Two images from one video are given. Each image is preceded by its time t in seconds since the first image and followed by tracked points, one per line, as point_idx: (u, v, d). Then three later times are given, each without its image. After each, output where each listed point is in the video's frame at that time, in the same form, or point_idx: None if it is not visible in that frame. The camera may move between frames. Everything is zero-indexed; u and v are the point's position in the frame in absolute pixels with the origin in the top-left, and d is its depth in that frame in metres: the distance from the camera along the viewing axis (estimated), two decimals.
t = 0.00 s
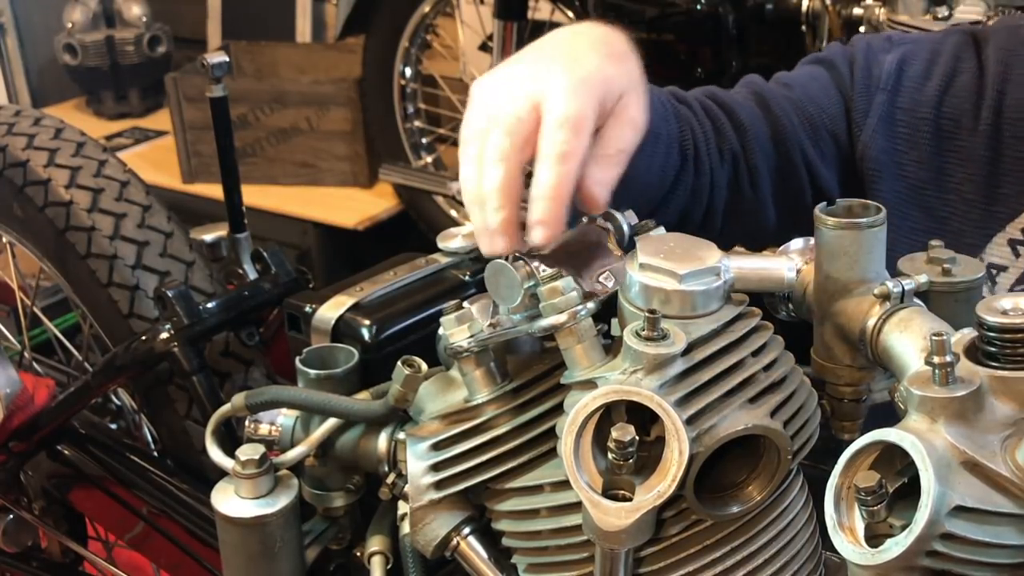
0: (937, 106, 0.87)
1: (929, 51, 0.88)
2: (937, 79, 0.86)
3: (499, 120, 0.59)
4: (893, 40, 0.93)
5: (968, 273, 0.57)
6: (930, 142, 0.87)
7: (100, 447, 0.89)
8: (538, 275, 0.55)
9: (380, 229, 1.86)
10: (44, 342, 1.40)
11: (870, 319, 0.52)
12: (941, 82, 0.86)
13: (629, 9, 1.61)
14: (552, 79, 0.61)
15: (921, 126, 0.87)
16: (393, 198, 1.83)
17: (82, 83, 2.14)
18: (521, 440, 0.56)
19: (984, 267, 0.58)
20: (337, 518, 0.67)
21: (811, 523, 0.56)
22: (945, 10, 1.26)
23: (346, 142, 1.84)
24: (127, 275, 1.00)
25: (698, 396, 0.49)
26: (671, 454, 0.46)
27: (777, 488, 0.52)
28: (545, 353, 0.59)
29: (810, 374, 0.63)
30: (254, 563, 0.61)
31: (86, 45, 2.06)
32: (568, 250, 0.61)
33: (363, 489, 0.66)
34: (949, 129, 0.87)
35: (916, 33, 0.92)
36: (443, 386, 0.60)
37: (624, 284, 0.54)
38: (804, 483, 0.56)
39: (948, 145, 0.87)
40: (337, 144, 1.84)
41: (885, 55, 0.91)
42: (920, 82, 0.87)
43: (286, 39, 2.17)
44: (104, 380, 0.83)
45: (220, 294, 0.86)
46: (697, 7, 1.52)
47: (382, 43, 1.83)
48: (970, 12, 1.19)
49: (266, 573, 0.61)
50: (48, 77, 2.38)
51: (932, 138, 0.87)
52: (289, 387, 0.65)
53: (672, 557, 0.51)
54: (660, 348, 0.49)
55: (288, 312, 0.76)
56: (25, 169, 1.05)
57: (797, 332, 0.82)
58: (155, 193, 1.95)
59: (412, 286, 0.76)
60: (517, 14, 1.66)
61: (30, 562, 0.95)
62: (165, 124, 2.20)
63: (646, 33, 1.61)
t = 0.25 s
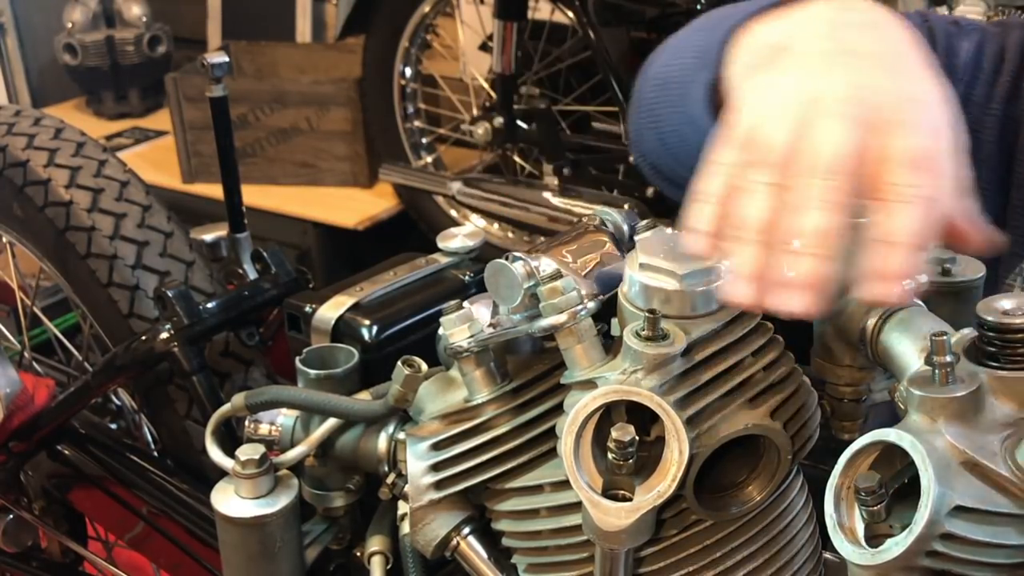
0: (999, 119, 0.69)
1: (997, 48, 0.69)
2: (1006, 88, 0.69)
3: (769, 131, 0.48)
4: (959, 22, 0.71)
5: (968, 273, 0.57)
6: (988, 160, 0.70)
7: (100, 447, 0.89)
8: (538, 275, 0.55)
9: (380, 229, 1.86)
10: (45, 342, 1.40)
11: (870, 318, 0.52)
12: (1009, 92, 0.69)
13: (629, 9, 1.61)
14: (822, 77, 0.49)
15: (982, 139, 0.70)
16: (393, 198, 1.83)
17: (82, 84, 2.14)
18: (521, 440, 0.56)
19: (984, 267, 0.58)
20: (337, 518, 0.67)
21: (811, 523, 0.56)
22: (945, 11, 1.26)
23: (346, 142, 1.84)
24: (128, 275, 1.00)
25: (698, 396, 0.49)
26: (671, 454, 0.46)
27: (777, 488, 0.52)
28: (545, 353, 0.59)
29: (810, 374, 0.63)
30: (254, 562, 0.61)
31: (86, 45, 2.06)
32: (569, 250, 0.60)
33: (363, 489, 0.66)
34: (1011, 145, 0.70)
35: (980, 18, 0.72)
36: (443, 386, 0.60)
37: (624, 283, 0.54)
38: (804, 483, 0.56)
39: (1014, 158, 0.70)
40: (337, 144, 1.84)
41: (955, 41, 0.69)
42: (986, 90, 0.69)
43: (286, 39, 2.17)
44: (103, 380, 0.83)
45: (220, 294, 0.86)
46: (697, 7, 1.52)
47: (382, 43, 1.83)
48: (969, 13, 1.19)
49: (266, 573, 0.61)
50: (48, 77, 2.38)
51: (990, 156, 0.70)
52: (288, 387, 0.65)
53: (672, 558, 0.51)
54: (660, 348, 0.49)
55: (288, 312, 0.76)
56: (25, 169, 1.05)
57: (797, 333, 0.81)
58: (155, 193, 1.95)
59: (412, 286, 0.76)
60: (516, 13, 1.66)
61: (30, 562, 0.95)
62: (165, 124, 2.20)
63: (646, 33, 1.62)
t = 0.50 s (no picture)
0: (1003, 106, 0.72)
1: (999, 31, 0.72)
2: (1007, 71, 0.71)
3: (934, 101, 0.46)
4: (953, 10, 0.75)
5: (968, 273, 0.57)
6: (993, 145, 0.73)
7: (100, 447, 0.89)
8: (538, 275, 0.55)
9: (380, 229, 1.86)
10: (45, 342, 1.40)
11: (870, 318, 0.52)
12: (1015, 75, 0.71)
13: (629, 9, 1.60)
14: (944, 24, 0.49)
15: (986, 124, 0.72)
16: (393, 198, 1.83)
17: (82, 83, 2.14)
18: (521, 440, 0.56)
19: (983, 267, 0.58)
20: (337, 518, 0.67)
21: (811, 523, 0.56)
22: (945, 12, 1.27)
23: (346, 142, 1.84)
24: (128, 275, 1.00)
25: (698, 396, 0.49)
26: (671, 454, 0.46)
27: (777, 488, 0.52)
28: (545, 353, 0.59)
29: (810, 374, 0.63)
30: (254, 562, 0.61)
31: (86, 45, 2.06)
32: (568, 250, 0.60)
33: (363, 490, 0.66)
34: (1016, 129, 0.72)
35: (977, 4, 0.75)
36: (443, 386, 0.60)
37: (624, 283, 0.54)
38: (804, 483, 0.56)
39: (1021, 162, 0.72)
40: (337, 144, 1.84)
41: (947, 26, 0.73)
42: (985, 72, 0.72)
43: (286, 39, 2.17)
44: (103, 380, 0.83)
45: (220, 294, 0.86)
46: (697, 7, 1.52)
47: (382, 43, 1.83)
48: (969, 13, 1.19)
49: (266, 573, 0.61)
50: (48, 77, 2.38)
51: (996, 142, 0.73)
52: (288, 387, 0.65)
53: (672, 558, 0.51)
54: (660, 348, 0.49)
55: (288, 312, 0.76)
56: (25, 169, 1.05)
57: (797, 333, 0.81)
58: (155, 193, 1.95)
59: (411, 286, 0.76)
60: (516, 14, 1.66)
61: (30, 562, 0.95)
62: (165, 124, 2.20)
63: (646, 32, 1.62)
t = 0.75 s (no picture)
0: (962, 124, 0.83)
1: (957, 60, 0.84)
2: (966, 92, 0.82)
3: (665, 85, 0.55)
4: (917, 47, 0.87)
5: (968, 273, 0.57)
6: (957, 158, 0.83)
7: (100, 447, 0.89)
8: (539, 275, 0.55)
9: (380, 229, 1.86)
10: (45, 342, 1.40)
11: (870, 318, 0.52)
12: (975, 93, 0.82)
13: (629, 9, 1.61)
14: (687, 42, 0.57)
15: (948, 142, 0.83)
16: (393, 198, 1.83)
17: (82, 83, 2.14)
18: (521, 440, 0.56)
19: (984, 267, 0.58)
20: (337, 518, 0.67)
21: (811, 524, 0.56)
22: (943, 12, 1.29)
23: (346, 142, 1.84)
24: (128, 275, 1.00)
25: (698, 396, 0.49)
26: (671, 454, 0.46)
27: (777, 488, 0.52)
28: (545, 353, 0.59)
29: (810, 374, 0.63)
30: (254, 563, 0.61)
31: (86, 45, 2.06)
32: (568, 251, 0.60)
33: (363, 490, 0.66)
34: (977, 142, 0.82)
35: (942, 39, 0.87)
36: (443, 386, 0.60)
37: (624, 283, 0.54)
38: (804, 483, 0.56)
39: (967, 166, 0.83)
40: (337, 144, 1.84)
41: (909, 63, 0.86)
42: (945, 95, 0.83)
43: (286, 39, 2.17)
44: (103, 380, 0.83)
45: (220, 294, 0.86)
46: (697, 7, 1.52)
47: (382, 43, 1.83)
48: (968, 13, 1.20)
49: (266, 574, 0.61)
50: (48, 77, 2.38)
51: (959, 154, 0.83)
52: (288, 387, 0.65)
53: (672, 558, 0.51)
54: (660, 348, 0.49)
55: (288, 312, 0.76)
56: (25, 169, 1.05)
57: (797, 332, 0.81)
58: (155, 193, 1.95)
59: (412, 286, 0.76)
60: (516, 14, 1.66)
61: (30, 562, 0.95)
62: (165, 124, 2.20)
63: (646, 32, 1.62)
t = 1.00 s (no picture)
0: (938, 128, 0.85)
1: (932, 65, 0.86)
2: (939, 95, 0.85)
3: (537, 127, 0.71)
4: (898, 57, 0.90)
5: (969, 273, 0.57)
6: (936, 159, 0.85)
7: (100, 447, 0.89)
8: (538, 275, 0.55)
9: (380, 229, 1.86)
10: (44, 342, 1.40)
11: (870, 319, 0.52)
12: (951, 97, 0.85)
13: (629, 9, 1.61)
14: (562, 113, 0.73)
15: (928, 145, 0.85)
16: (393, 198, 1.83)
17: (82, 83, 2.14)
18: (521, 440, 0.56)
19: (984, 267, 0.58)
20: (337, 518, 0.67)
21: (811, 524, 0.56)
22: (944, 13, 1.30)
23: (346, 142, 1.84)
24: (127, 275, 1.00)
25: (698, 396, 0.49)
26: (671, 454, 0.46)
27: (777, 488, 0.52)
28: (545, 353, 0.59)
29: (810, 374, 0.63)
30: (254, 563, 0.60)
31: (86, 45, 2.06)
32: (568, 250, 0.60)
33: (363, 490, 0.66)
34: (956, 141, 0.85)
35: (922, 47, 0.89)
36: (443, 386, 0.60)
37: (624, 284, 0.54)
38: (803, 483, 0.56)
39: (945, 163, 0.85)
40: (337, 144, 1.84)
41: (886, 73, 0.90)
42: (921, 99, 0.86)
43: (286, 39, 2.17)
44: (103, 380, 0.83)
45: (220, 294, 0.86)
46: (697, 7, 1.53)
47: (382, 44, 1.83)
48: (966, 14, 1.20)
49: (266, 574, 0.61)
50: (48, 77, 2.38)
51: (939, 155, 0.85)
52: (288, 387, 0.65)
53: (672, 558, 0.51)
54: (660, 348, 0.49)
55: (288, 312, 0.76)
56: (25, 169, 1.05)
57: (797, 333, 0.81)
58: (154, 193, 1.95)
59: (412, 286, 0.76)
60: (516, 13, 1.66)
61: (30, 562, 0.95)
62: (165, 124, 2.20)
63: (646, 33, 1.62)
